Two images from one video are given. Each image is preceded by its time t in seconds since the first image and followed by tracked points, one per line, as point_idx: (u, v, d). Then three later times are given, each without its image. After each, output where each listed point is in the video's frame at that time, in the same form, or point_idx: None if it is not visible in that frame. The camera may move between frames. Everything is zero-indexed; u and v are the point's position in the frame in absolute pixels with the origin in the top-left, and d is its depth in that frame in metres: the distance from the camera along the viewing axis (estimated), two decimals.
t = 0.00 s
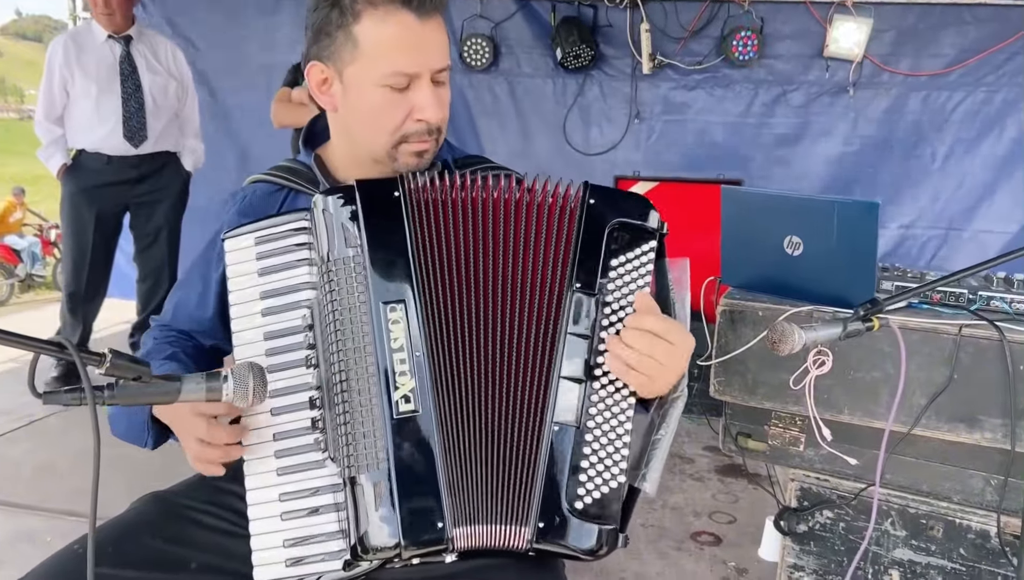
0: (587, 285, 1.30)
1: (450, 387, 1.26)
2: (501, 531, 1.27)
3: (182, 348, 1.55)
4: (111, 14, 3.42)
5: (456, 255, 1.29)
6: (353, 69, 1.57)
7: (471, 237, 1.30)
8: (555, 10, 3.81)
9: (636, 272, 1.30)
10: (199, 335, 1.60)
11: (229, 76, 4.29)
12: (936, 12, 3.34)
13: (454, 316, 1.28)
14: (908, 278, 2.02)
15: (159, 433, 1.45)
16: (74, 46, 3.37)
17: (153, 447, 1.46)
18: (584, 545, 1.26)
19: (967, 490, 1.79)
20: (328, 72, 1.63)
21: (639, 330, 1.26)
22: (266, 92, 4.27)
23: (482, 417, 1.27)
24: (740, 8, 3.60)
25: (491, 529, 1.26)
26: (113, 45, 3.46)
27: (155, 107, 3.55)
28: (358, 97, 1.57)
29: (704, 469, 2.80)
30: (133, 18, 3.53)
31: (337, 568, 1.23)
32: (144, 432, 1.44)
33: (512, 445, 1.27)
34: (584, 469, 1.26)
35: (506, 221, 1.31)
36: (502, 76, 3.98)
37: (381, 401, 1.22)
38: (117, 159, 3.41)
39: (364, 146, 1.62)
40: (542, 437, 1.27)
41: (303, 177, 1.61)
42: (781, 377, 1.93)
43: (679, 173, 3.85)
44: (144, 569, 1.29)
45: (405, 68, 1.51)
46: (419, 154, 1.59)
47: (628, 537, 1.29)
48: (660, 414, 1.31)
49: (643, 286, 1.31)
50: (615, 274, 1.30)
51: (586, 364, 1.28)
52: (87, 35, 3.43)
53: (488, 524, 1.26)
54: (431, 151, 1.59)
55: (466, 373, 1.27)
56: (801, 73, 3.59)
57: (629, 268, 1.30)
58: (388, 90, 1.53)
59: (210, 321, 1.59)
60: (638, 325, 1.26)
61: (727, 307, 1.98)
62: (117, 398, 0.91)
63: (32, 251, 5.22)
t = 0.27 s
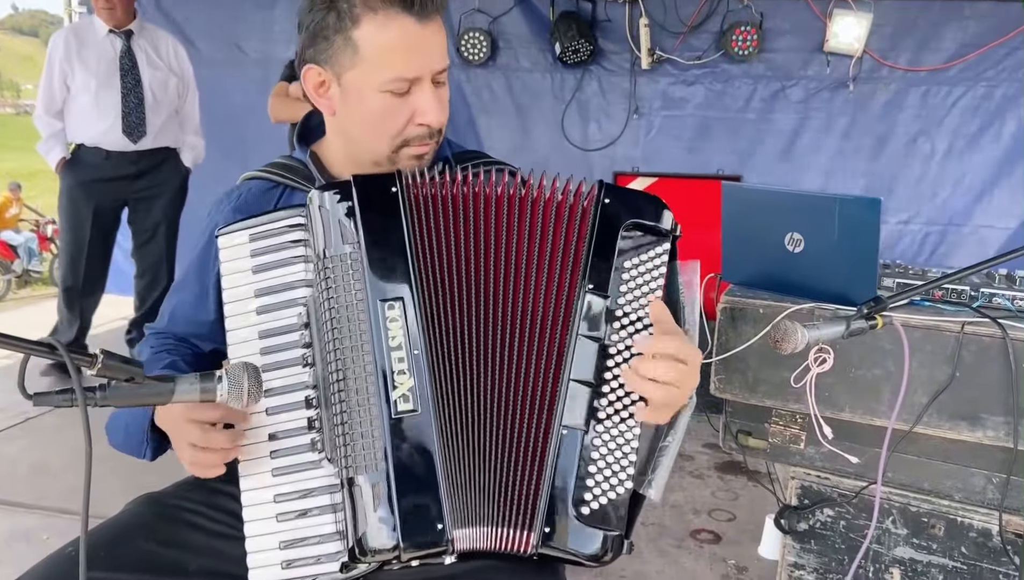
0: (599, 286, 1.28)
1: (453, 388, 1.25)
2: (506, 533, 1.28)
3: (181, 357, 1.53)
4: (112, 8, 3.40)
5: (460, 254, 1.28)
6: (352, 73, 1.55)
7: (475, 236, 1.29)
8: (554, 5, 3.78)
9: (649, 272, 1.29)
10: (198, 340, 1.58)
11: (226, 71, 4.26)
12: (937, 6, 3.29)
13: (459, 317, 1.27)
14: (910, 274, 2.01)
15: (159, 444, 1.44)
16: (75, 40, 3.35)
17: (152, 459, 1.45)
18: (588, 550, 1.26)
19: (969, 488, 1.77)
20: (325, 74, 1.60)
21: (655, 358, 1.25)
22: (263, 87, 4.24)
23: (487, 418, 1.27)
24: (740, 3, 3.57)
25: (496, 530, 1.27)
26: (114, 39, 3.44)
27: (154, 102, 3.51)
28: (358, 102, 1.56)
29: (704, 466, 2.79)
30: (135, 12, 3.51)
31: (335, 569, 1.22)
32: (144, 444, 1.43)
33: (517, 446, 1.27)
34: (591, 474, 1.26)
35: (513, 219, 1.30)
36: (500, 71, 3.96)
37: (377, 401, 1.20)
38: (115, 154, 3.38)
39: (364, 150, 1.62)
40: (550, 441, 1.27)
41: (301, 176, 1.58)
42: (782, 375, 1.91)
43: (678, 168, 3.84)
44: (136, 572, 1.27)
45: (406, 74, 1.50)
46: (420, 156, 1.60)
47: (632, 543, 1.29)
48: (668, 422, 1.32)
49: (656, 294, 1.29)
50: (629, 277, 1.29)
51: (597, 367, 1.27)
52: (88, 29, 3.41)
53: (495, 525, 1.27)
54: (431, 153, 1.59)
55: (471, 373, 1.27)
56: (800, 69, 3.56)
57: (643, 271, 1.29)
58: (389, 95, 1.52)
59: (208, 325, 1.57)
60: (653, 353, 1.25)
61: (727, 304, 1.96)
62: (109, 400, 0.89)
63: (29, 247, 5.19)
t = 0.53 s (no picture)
0: (622, 290, 1.26)
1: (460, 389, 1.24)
2: (522, 535, 1.28)
3: (182, 361, 1.52)
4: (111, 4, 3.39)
5: (466, 253, 1.26)
6: (353, 77, 1.53)
7: (479, 234, 1.27)
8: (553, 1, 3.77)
9: (664, 281, 1.26)
10: (199, 343, 1.57)
11: (223, 67, 4.24)
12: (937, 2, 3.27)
13: (464, 317, 1.26)
14: (910, 271, 2.00)
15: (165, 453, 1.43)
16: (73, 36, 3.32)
17: (160, 467, 1.43)
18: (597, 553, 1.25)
19: (970, 487, 1.76)
20: (326, 76, 1.58)
21: (658, 383, 1.22)
22: (260, 84, 4.22)
23: (495, 418, 1.27)
24: None
25: (502, 529, 1.27)
26: (112, 35, 3.41)
27: (152, 98, 3.48)
28: (359, 105, 1.54)
29: (703, 464, 2.78)
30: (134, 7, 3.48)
31: (333, 569, 1.21)
32: (150, 452, 1.42)
33: (526, 447, 1.27)
34: (608, 478, 1.26)
35: (524, 218, 1.28)
36: (498, 67, 3.95)
37: (377, 401, 1.18)
38: (111, 152, 3.37)
39: (364, 152, 1.61)
40: (567, 444, 1.26)
41: (298, 173, 1.56)
42: (783, 373, 1.90)
43: (677, 165, 3.82)
44: (132, 572, 1.26)
45: (409, 78, 1.48)
46: (419, 160, 1.59)
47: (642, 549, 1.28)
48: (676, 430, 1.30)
49: (671, 308, 1.26)
50: (647, 284, 1.26)
51: (615, 372, 1.26)
52: (86, 24, 3.38)
53: (501, 526, 1.27)
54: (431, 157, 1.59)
55: (480, 373, 1.26)
56: (799, 65, 3.55)
57: (659, 279, 1.26)
58: (391, 99, 1.51)
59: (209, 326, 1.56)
60: (656, 377, 1.22)
61: (727, 302, 1.95)
62: (102, 401, 0.87)
63: (26, 244, 5.16)
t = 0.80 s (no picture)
0: (633, 291, 1.25)
1: (462, 389, 1.25)
2: (532, 537, 1.28)
3: (172, 359, 1.51)
4: None
5: (467, 252, 1.25)
6: (351, 75, 1.52)
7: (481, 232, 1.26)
8: None
9: (675, 283, 1.25)
10: (192, 343, 1.56)
11: (220, 65, 4.22)
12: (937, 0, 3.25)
13: (462, 316, 1.25)
14: (910, 269, 2.00)
15: (153, 450, 1.42)
16: (59, 33, 3.32)
17: (147, 465, 1.43)
18: (604, 551, 1.26)
19: (971, 485, 1.77)
20: (322, 74, 1.57)
21: (666, 391, 1.23)
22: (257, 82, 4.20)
23: (497, 419, 1.27)
24: None
25: (507, 529, 1.28)
26: (98, 31, 3.40)
27: (140, 94, 3.48)
28: (357, 103, 1.53)
29: (702, 463, 2.77)
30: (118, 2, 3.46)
31: (335, 570, 1.20)
32: (137, 450, 1.41)
33: (532, 447, 1.28)
34: (618, 480, 1.26)
35: (530, 216, 1.27)
36: (497, 65, 3.94)
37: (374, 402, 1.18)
38: (100, 149, 3.37)
39: (362, 151, 1.60)
40: (579, 446, 1.27)
41: (292, 172, 1.56)
42: (784, 372, 1.90)
43: (676, 163, 3.82)
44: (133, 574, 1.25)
45: (407, 74, 1.48)
46: (418, 158, 1.58)
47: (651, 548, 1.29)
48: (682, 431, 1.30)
49: (680, 313, 1.27)
50: (656, 284, 1.26)
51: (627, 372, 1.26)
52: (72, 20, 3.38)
53: (502, 527, 1.27)
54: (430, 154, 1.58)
55: (484, 373, 1.26)
56: (798, 63, 3.54)
57: (669, 279, 1.25)
58: (390, 96, 1.50)
59: (201, 326, 1.54)
60: (660, 392, 1.23)
61: (727, 300, 1.94)
62: (99, 401, 0.86)
63: (22, 243, 5.15)
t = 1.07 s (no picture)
0: (600, 279, 1.28)
1: (443, 389, 1.23)
2: (514, 533, 1.26)
3: (167, 352, 1.50)
4: None
5: (446, 249, 1.25)
6: (359, 76, 1.52)
7: (459, 227, 1.25)
8: None
9: (644, 269, 1.29)
10: (186, 337, 1.55)
11: (218, 66, 4.22)
12: None
13: (439, 313, 1.23)
14: (911, 268, 2.00)
15: (147, 441, 1.41)
16: (36, 31, 3.28)
17: (141, 456, 1.43)
18: (592, 545, 1.25)
19: (971, 484, 1.78)
20: (329, 75, 1.57)
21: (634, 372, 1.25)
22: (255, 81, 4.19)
23: (481, 418, 1.25)
24: None
25: (495, 530, 1.25)
26: (77, 28, 3.35)
27: (122, 91, 3.44)
28: (364, 105, 1.53)
29: (702, 462, 2.77)
30: None
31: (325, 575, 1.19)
32: (131, 442, 1.41)
33: (516, 445, 1.26)
34: (600, 468, 1.26)
35: (505, 211, 1.26)
36: (495, 65, 3.94)
37: (353, 404, 1.17)
38: (82, 148, 3.35)
39: (367, 152, 1.60)
40: (557, 437, 1.26)
41: (285, 170, 1.56)
42: (784, 371, 1.90)
43: (675, 162, 3.81)
44: (134, 574, 1.24)
45: (416, 76, 1.48)
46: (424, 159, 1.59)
47: (639, 536, 1.29)
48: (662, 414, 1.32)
49: (651, 297, 1.29)
50: (626, 270, 1.28)
51: (601, 360, 1.27)
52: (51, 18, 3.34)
53: (484, 526, 1.24)
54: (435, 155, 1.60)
55: (465, 373, 1.24)
56: (797, 62, 3.53)
57: (638, 264, 1.29)
58: (398, 98, 1.50)
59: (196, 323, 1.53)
60: (633, 369, 1.24)
61: (728, 299, 1.94)
62: (99, 402, 0.86)
63: (21, 243, 5.12)
